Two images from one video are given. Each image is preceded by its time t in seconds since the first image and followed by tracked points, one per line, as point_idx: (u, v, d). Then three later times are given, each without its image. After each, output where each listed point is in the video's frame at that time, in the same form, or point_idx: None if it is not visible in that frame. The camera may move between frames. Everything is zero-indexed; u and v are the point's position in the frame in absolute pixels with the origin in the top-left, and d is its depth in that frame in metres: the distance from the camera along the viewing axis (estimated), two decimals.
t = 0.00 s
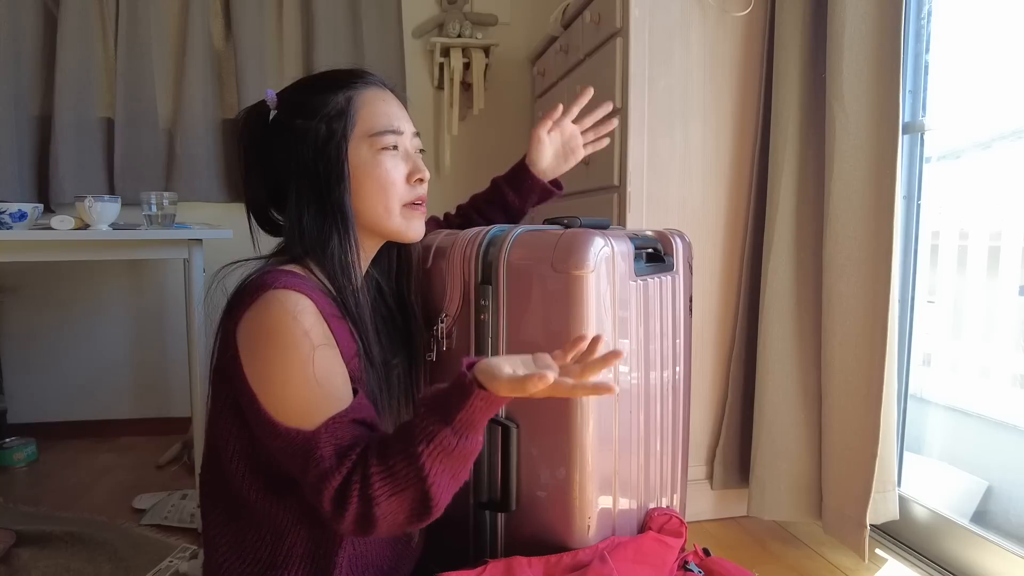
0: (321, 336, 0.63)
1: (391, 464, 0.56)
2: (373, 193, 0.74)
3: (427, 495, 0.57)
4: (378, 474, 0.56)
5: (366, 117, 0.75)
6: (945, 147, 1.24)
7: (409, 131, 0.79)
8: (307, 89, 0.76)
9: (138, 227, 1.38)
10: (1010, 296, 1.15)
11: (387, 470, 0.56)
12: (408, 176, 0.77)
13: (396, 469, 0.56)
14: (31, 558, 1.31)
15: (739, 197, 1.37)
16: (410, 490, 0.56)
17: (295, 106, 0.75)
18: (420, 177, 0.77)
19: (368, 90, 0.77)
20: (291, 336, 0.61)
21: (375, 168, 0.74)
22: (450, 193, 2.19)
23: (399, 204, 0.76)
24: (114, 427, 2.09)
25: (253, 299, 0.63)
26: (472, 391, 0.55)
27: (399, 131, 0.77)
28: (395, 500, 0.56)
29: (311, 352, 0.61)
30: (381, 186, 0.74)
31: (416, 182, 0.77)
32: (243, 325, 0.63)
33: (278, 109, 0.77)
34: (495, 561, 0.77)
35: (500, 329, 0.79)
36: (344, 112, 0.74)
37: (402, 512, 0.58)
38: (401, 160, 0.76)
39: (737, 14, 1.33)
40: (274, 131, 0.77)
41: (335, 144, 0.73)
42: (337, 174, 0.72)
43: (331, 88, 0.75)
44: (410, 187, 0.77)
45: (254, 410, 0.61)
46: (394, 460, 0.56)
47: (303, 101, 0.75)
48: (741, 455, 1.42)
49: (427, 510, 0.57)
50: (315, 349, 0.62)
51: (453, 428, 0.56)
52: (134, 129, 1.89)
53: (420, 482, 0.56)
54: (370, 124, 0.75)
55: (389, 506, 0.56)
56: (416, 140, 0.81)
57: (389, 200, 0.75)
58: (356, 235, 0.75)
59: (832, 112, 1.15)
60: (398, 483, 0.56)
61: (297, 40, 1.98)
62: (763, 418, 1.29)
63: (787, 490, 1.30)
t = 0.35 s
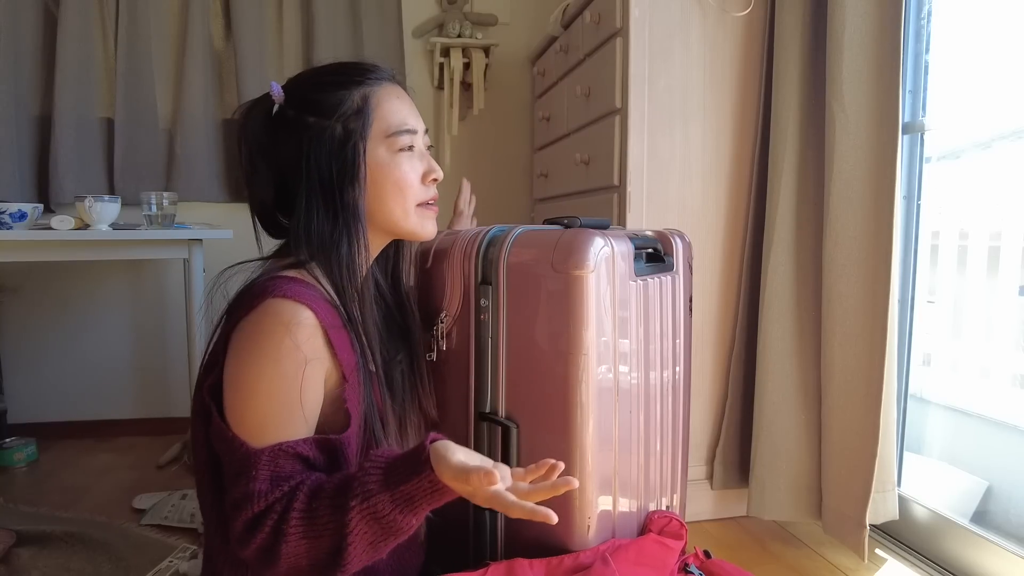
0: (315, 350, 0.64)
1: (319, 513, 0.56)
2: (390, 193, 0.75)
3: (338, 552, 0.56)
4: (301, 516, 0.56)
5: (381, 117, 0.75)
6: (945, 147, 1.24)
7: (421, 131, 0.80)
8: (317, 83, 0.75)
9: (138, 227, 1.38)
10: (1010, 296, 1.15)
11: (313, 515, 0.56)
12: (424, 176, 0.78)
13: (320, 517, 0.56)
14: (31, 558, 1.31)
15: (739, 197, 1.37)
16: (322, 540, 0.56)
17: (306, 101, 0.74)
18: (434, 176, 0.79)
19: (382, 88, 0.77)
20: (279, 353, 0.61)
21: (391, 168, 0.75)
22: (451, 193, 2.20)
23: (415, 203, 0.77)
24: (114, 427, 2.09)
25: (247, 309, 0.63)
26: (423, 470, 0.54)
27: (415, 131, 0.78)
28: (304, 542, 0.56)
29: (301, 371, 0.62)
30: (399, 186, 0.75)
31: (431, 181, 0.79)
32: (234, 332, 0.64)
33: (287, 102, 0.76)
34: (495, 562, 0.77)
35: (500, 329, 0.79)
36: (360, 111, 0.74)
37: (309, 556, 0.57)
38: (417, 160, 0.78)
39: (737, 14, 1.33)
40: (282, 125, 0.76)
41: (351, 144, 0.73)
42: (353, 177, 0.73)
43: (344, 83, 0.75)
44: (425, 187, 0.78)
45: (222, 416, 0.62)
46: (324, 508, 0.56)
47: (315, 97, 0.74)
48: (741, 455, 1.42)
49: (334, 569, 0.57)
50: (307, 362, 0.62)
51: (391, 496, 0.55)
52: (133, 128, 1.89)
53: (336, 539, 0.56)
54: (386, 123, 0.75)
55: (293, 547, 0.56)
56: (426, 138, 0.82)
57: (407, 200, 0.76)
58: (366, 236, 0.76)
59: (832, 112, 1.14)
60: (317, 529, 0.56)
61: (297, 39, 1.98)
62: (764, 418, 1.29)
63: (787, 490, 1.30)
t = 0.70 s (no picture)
0: (312, 352, 0.64)
1: (328, 513, 0.58)
2: (383, 191, 0.75)
3: (345, 549, 0.58)
4: (310, 517, 0.58)
5: (379, 116, 0.76)
6: (945, 147, 1.24)
7: (416, 131, 0.81)
8: (315, 81, 0.75)
9: (138, 227, 1.38)
10: (1010, 296, 1.15)
11: (322, 515, 0.58)
12: (418, 175, 0.78)
13: (330, 517, 0.58)
14: (31, 558, 1.31)
15: (739, 197, 1.37)
16: (332, 538, 0.58)
17: (304, 99, 0.74)
18: (428, 176, 0.79)
19: (379, 88, 0.77)
20: (275, 355, 0.61)
21: (385, 166, 0.75)
22: (451, 193, 2.20)
23: (408, 201, 0.78)
24: (114, 427, 2.09)
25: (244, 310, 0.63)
26: (435, 468, 0.59)
27: (410, 131, 0.78)
28: (314, 542, 0.58)
29: (300, 372, 0.62)
30: (392, 184, 0.76)
31: (425, 180, 0.79)
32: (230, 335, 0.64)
33: (284, 99, 0.76)
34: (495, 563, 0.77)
35: (501, 329, 0.79)
36: (359, 110, 0.74)
37: (316, 555, 0.59)
38: (413, 160, 0.78)
39: (737, 14, 1.33)
40: (278, 123, 0.75)
41: (349, 142, 0.73)
42: (350, 175, 0.73)
43: (342, 82, 0.75)
44: (418, 186, 0.78)
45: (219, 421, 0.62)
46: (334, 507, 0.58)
47: (313, 94, 0.74)
48: (741, 455, 1.42)
49: (342, 566, 0.59)
50: (305, 365, 0.62)
51: (402, 493, 0.59)
52: (133, 128, 1.89)
53: (346, 537, 0.58)
54: (383, 123, 0.76)
55: (303, 549, 0.58)
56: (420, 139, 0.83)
57: (400, 198, 0.77)
58: (363, 234, 0.76)
59: (832, 112, 1.15)
60: (325, 529, 0.58)
61: (297, 39, 1.98)
62: (764, 418, 1.29)
63: (787, 490, 1.30)
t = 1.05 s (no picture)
0: (314, 345, 0.66)
1: (356, 483, 0.62)
2: (360, 193, 0.75)
3: (376, 518, 0.62)
4: (340, 491, 0.61)
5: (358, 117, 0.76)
6: (945, 147, 1.24)
7: (393, 135, 0.81)
8: (294, 84, 0.75)
9: (138, 227, 1.38)
10: (1010, 296, 1.15)
11: (350, 487, 0.61)
12: (393, 178, 0.78)
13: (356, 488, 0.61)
14: (31, 558, 1.31)
15: (739, 197, 1.37)
16: (363, 509, 0.61)
17: (283, 101, 0.74)
18: (404, 180, 0.80)
19: (358, 91, 0.78)
20: (282, 348, 0.62)
21: (362, 168, 0.75)
22: (451, 194, 2.20)
23: (384, 203, 0.78)
24: (114, 427, 2.09)
25: (247, 305, 0.63)
26: (441, 411, 0.67)
27: (387, 135, 0.79)
28: (348, 517, 0.61)
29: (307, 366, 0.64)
30: (368, 186, 0.76)
31: (400, 183, 0.79)
32: (232, 331, 0.64)
33: (263, 101, 0.76)
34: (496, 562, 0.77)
35: (501, 329, 0.79)
36: (337, 111, 0.74)
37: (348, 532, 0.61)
38: (389, 164, 0.78)
39: (737, 14, 1.33)
40: (256, 124, 0.75)
41: (327, 143, 0.73)
42: (331, 175, 0.73)
43: (320, 85, 0.75)
44: (393, 189, 0.79)
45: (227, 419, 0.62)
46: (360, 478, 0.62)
47: (291, 96, 0.74)
48: (741, 455, 1.42)
49: (374, 535, 0.62)
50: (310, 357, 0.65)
51: (416, 446, 0.65)
52: (133, 128, 1.89)
53: (377, 503, 0.62)
54: (361, 126, 0.76)
55: (340, 525, 0.60)
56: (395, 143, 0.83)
57: (375, 201, 0.77)
58: (344, 233, 0.76)
59: (832, 112, 1.15)
60: (355, 501, 0.61)
61: (297, 39, 1.97)
62: (763, 418, 1.29)
63: (787, 490, 1.30)
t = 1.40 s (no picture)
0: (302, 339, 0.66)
1: (397, 450, 0.63)
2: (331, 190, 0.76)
3: (425, 479, 0.63)
4: (385, 461, 0.63)
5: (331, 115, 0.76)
6: (945, 147, 1.24)
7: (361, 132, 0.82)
8: (264, 77, 0.74)
9: (138, 228, 1.38)
10: (1010, 296, 1.15)
11: (392, 456, 0.63)
12: (362, 176, 0.79)
13: (399, 455, 0.63)
14: (32, 558, 1.31)
15: (739, 197, 1.36)
16: (412, 476, 0.63)
17: (253, 94, 0.73)
18: (372, 177, 0.81)
19: (329, 88, 0.78)
20: (277, 345, 0.63)
21: (335, 164, 0.76)
22: (450, 194, 2.20)
23: (354, 200, 0.79)
24: (114, 427, 2.09)
25: (234, 308, 0.63)
26: (459, 365, 0.69)
27: (356, 132, 0.79)
28: (400, 486, 0.62)
29: (304, 359, 0.64)
30: (340, 183, 0.76)
31: (368, 181, 0.80)
32: (223, 336, 0.63)
33: (232, 94, 0.75)
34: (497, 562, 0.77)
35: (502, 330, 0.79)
36: (311, 107, 0.74)
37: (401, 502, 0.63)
38: (359, 161, 0.79)
39: (737, 14, 1.33)
40: (225, 117, 0.74)
41: (301, 139, 0.73)
42: (304, 171, 0.73)
43: (292, 80, 0.75)
44: (363, 187, 0.80)
45: (246, 426, 0.62)
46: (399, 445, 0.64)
47: (262, 89, 0.73)
48: (741, 455, 1.42)
49: (425, 498, 0.64)
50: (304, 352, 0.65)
51: (444, 403, 0.67)
52: (133, 128, 1.89)
53: (422, 466, 0.63)
54: (334, 123, 0.76)
55: (393, 494, 0.62)
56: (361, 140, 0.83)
57: (346, 198, 0.78)
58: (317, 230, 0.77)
59: (832, 112, 1.15)
60: (401, 468, 0.63)
61: (297, 38, 1.97)
62: (764, 418, 1.29)
63: (787, 490, 1.30)
